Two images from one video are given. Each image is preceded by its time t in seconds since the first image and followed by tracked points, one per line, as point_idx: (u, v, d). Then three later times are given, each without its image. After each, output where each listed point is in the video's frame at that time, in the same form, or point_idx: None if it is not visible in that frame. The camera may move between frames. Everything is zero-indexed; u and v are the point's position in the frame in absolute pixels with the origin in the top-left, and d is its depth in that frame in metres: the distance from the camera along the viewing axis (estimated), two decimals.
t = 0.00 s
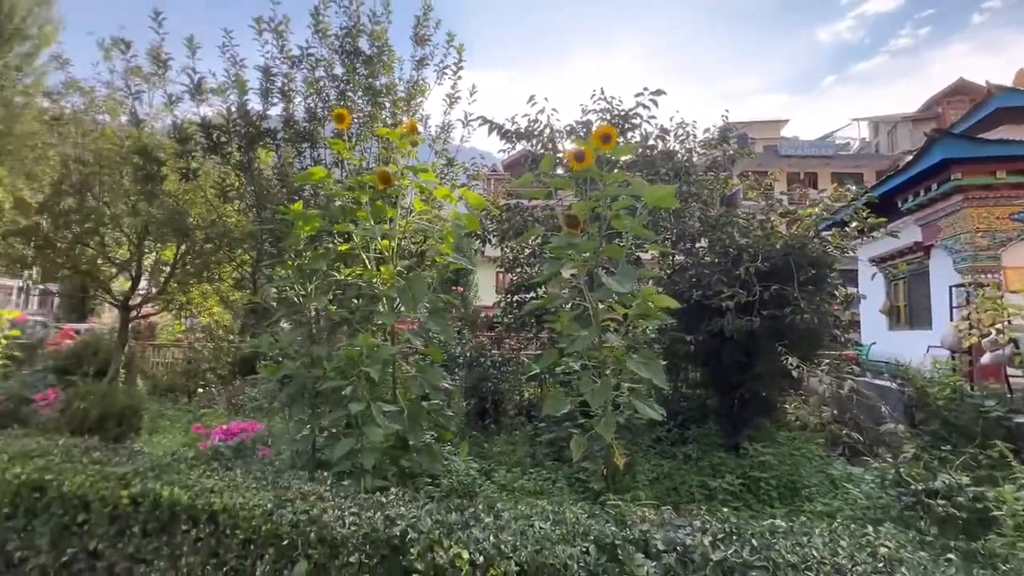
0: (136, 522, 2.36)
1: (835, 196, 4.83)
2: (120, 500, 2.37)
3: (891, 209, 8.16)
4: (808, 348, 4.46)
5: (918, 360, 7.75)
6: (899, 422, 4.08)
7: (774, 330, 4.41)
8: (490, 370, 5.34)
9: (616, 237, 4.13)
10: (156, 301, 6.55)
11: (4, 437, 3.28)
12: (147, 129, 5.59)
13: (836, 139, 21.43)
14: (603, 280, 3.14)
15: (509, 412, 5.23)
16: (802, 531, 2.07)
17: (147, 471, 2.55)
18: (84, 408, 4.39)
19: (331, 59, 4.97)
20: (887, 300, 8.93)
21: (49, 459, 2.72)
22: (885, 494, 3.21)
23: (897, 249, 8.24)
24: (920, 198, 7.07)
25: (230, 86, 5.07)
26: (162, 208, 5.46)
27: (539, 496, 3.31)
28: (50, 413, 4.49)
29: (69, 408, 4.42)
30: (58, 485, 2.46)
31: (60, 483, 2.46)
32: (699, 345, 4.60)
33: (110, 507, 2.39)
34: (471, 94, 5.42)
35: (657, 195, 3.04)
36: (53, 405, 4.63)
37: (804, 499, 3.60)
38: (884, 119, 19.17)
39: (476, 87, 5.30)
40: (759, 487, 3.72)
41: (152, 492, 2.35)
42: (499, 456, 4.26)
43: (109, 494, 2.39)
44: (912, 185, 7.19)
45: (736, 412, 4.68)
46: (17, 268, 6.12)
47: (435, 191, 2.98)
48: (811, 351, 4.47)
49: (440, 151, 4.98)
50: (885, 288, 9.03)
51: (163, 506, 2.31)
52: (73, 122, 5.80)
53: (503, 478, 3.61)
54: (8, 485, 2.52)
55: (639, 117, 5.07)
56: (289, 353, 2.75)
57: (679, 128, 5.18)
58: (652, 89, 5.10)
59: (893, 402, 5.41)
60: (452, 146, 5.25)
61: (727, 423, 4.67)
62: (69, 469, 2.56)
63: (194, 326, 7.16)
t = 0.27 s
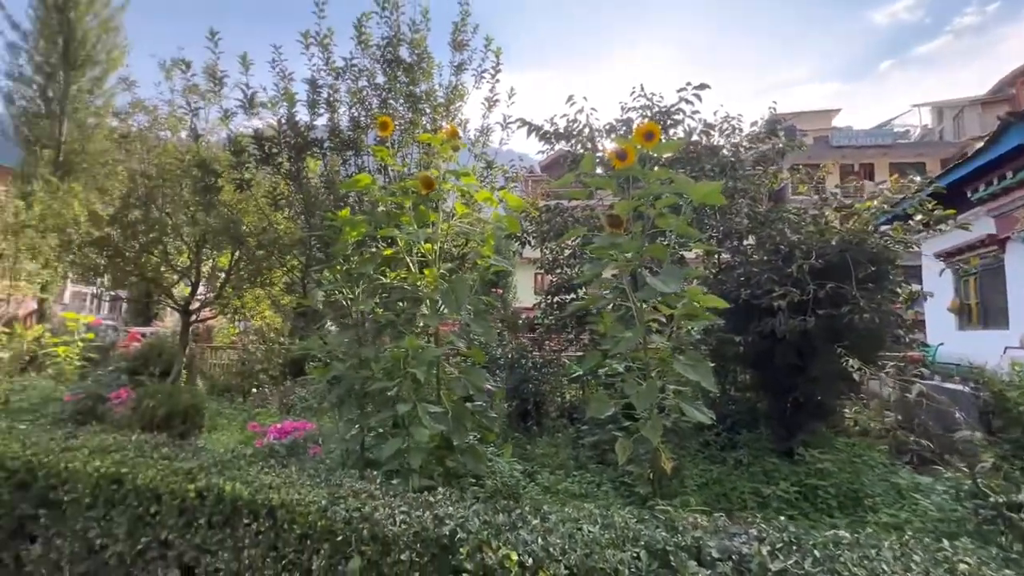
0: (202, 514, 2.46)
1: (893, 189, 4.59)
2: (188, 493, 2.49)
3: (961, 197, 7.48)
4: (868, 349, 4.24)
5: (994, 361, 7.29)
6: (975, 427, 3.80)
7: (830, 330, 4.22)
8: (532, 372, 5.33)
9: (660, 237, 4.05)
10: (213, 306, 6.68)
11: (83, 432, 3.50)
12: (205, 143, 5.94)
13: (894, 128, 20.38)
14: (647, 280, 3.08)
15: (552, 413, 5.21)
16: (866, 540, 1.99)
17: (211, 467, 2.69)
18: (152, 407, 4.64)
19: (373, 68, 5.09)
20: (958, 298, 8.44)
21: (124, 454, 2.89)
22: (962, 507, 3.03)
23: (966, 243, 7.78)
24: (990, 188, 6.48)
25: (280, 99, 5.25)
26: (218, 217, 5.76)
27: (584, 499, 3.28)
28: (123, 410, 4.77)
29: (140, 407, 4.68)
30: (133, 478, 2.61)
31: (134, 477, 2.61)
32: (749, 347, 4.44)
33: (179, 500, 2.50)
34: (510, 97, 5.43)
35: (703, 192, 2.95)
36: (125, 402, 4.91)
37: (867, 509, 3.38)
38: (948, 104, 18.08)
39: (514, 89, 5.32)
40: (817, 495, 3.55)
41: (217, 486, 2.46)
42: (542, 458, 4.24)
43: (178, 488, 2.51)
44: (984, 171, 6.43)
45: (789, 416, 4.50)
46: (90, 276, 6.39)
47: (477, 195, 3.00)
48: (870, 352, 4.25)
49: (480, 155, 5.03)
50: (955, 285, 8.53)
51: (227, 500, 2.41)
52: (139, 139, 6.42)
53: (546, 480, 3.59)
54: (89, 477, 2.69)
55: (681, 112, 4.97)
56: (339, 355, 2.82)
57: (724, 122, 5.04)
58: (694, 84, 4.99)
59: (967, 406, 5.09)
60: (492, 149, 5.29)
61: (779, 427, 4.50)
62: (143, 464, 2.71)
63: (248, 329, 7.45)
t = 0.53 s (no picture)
0: (258, 509, 2.53)
1: (956, 182, 4.33)
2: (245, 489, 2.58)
3: None
4: (931, 351, 4.02)
5: None
6: None
7: (889, 331, 4.02)
8: (572, 374, 5.29)
9: (703, 236, 3.95)
10: (263, 310, 6.85)
11: (150, 428, 3.70)
12: (255, 154, 6.16)
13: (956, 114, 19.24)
14: (690, 280, 2.99)
15: (593, 416, 5.16)
16: (936, 555, 1.87)
17: (265, 464, 2.78)
18: (211, 406, 4.85)
19: (412, 76, 5.18)
20: None
21: (185, 450, 3.02)
22: None
23: None
24: None
25: (324, 110, 5.40)
26: (267, 224, 5.78)
27: (628, 504, 3.22)
28: (185, 409, 5.00)
29: (199, 406, 4.90)
30: (196, 473, 2.73)
31: (197, 472, 2.72)
32: (800, 349, 4.27)
33: (237, 495, 2.59)
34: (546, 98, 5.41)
35: (749, 188, 2.85)
36: (187, 402, 5.15)
37: (935, 522, 3.18)
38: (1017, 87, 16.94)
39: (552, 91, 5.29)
40: (878, 505, 3.36)
41: (272, 483, 2.54)
42: (583, 461, 4.19)
43: (236, 483, 2.61)
44: None
45: (846, 421, 4.30)
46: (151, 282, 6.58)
47: (516, 197, 2.99)
48: (933, 355, 4.03)
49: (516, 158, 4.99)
50: None
51: (281, 496, 2.48)
52: (195, 152, 6.67)
53: (588, 484, 3.55)
54: (156, 471, 2.83)
55: (725, 107, 4.84)
56: (384, 357, 2.87)
57: (770, 116, 4.88)
58: (738, 78, 4.85)
59: None
60: (529, 151, 5.26)
61: (834, 433, 4.30)
62: (204, 460, 2.83)
63: (295, 331, 7.67)
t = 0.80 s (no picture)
0: (301, 506, 2.57)
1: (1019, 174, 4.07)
2: (290, 486, 2.63)
3: None
4: (990, 353, 3.83)
5: None
6: None
7: (947, 332, 3.84)
8: (607, 377, 5.22)
9: (743, 235, 3.84)
10: (303, 313, 7.00)
11: (202, 427, 3.82)
12: (295, 162, 6.31)
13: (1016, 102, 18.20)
14: (729, 281, 2.89)
15: (629, 419, 5.08)
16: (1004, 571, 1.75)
17: (307, 463, 2.83)
18: (256, 406, 4.99)
19: (444, 82, 5.23)
20: None
21: (233, 448, 3.11)
22: None
23: None
24: None
25: (360, 118, 5.50)
26: (307, 230, 5.89)
27: (666, 510, 3.14)
28: (232, 408, 5.16)
29: (245, 406, 5.05)
30: (243, 471, 2.79)
31: (244, 470, 2.79)
32: (849, 353, 4.09)
33: (282, 492, 2.64)
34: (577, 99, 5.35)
35: (792, 184, 2.73)
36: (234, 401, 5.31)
37: (1003, 537, 2.95)
38: None
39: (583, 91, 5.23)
40: (937, 518, 3.16)
41: (314, 481, 2.58)
42: (619, 466, 4.11)
43: (281, 481, 2.66)
44: None
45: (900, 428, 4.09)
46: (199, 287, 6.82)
47: (549, 199, 2.96)
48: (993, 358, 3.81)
49: (549, 159, 4.94)
50: None
51: (323, 494, 2.51)
52: (239, 163, 6.90)
53: (625, 489, 3.48)
54: (207, 468, 2.92)
55: (764, 102, 4.70)
56: (420, 360, 2.88)
57: (813, 110, 4.72)
58: (777, 71, 4.69)
59: None
60: (561, 153, 5.20)
61: (886, 440, 4.10)
62: (250, 458, 2.90)
63: (334, 334, 7.83)
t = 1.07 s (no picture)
0: (338, 505, 2.59)
1: None
2: (327, 485, 2.65)
3: None
4: None
5: None
6: None
7: (1011, 335, 3.60)
8: (643, 381, 5.11)
9: (786, 235, 3.69)
10: (341, 316, 7.14)
11: (247, 426, 3.92)
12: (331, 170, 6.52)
13: None
14: (771, 283, 2.77)
15: (666, 424, 4.96)
16: None
17: (345, 463, 2.85)
18: (296, 407, 5.09)
19: (476, 88, 5.27)
20: None
21: (276, 447, 3.17)
22: None
23: None
24: None
25: (395, 125, 5.57)
26: (344, 236, 6.09)
27: (704, 520, 3.03)
28: (275, 409, 5.28)
29: (286, 406, 5.15)
30: (284, 469, 2.84)
31: (285, 469, 2.84)
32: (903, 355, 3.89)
33: (320, 491, 2.67)
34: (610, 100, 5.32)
35: (839, 180, 2.60)
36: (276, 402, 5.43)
37: None
38: None
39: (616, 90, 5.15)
40: (1005, 536, 2.92)
41: (351, 481, 2.59)
42: (656, 472, 4.01)
43: (319, 480, 2.69)
44: None
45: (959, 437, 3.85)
46: (245, 291, 7.03)
47: (582, 201, 2.90)
48: None
49: (581, 159, 4.93)
50: None
51: (359, 494, 2.52)
52: (280, 172, 7.17)
53: (663, 497, 3.37)
54: (251, 466, 2.98)
55: (805, 96, 4.53)
56: (455, 363, 2.87)
57: (858, 104, 4.52)
58: (820, 63, 4.48)
59: None
60: (593, 154, 5.15)
61: (943, 450, 3.86)
62: (291, 457, 2.95)
63: (371, 336, 7.95)
